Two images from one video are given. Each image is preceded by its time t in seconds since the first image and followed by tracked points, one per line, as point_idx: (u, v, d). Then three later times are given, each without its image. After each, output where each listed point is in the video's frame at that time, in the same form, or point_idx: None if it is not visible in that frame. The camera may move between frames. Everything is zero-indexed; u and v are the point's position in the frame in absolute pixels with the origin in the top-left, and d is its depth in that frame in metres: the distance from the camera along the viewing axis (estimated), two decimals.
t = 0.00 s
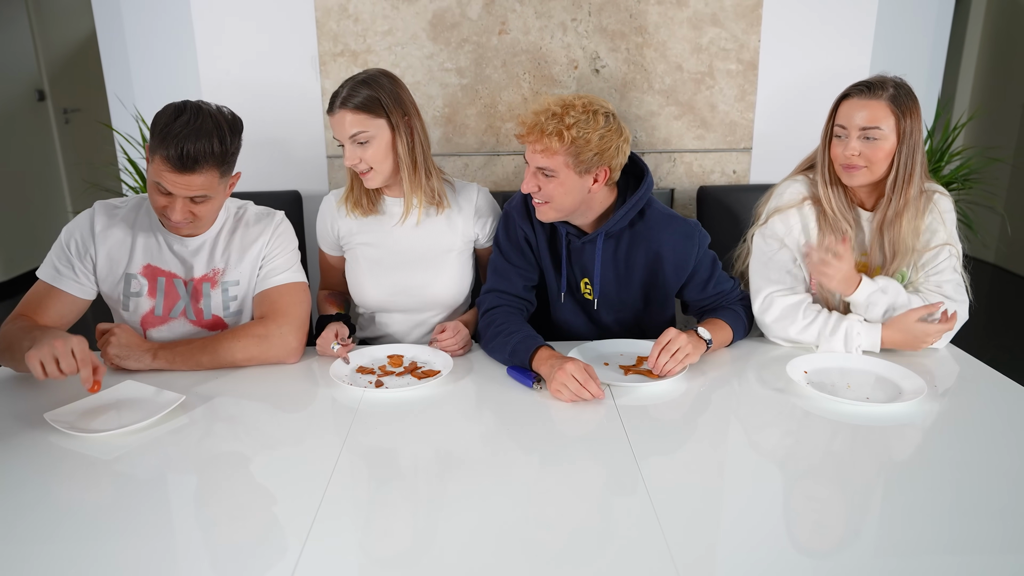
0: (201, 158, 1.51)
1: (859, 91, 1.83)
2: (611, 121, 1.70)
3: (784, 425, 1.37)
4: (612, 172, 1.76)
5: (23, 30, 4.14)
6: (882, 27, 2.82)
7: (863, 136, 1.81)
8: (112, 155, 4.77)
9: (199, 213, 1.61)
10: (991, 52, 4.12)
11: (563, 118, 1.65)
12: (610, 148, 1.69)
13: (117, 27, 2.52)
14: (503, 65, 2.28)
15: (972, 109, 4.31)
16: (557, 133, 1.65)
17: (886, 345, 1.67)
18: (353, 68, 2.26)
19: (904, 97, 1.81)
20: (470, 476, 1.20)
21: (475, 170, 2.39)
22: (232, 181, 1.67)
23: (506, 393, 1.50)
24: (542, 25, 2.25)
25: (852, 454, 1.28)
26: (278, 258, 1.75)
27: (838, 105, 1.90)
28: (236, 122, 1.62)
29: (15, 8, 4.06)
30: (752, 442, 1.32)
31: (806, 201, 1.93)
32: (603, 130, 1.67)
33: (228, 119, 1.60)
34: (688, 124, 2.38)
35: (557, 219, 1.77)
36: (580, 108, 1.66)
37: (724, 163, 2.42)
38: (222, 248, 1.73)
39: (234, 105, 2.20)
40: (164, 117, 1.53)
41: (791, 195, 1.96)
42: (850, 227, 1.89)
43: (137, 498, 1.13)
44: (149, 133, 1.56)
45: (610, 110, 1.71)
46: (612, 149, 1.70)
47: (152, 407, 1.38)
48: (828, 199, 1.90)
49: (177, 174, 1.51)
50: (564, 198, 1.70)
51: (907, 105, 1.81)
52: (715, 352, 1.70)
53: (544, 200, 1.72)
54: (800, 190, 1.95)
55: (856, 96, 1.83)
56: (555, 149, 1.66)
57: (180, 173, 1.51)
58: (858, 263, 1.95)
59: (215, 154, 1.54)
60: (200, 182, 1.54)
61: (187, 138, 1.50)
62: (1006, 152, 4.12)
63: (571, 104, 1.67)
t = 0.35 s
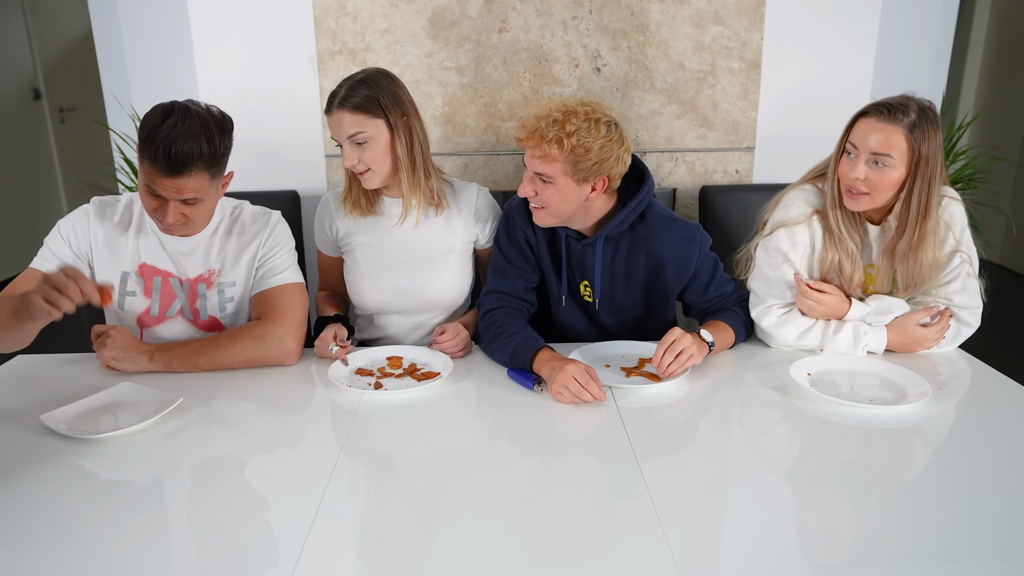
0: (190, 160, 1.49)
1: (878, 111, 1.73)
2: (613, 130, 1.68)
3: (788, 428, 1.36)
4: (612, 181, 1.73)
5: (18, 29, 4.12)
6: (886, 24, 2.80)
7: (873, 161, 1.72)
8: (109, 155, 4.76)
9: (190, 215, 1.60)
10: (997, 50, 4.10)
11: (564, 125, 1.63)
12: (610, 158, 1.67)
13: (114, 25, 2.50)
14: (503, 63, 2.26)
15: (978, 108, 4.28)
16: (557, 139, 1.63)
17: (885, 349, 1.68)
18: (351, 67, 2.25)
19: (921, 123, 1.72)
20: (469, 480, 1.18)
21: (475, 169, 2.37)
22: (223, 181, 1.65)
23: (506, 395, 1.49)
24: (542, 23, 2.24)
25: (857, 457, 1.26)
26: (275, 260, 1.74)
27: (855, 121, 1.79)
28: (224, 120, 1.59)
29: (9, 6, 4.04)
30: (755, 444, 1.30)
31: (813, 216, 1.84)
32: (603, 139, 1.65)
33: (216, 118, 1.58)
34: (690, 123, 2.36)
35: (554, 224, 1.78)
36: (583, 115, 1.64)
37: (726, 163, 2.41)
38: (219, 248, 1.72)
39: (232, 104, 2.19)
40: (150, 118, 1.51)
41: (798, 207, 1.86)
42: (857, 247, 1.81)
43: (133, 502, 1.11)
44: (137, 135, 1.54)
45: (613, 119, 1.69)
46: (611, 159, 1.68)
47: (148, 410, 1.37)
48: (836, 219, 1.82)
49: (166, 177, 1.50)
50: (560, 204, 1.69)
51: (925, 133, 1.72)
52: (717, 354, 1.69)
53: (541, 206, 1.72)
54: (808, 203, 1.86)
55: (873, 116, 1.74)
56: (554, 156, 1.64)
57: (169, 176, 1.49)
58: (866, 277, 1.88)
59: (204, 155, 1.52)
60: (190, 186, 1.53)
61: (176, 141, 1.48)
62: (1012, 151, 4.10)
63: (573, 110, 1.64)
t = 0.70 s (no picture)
0: (197, 163, 1.48)
1: (882, 138, 1.60)
2: (612, 133, 1.66)
3: (791, 431, 1.34)
4: (612, 184, 1.72)
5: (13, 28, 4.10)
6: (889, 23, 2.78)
7: (871, 192, 1.60)
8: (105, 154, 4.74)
9: (193, 218, 1.58)
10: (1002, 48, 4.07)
11: (562, 130, 1.61)
12: (608, 161, 1.65)
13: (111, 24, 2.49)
14: (503, 62, 2.25)
15: (982, 107, 4.25)
16: (555, 144, 1.61)
17: (892, 358, 1.63)
18: (350, 65, 2.23)
19: (927, 153, 1.59)
20: (470, 483, 1.17)
21: (475, 169, 2.36)
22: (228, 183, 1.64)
23: (507, 397, 1.47)
24: (543, 21, 2.22)
25: (862, 460, 1.25)
26: (274, 262, 1.73)
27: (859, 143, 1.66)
28: (233, 124, 1.59)
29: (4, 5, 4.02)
30: (758, 447, 1.29)
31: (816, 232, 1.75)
32: (603, 142, 1.63)
33: (225, 121, 1.57)
34: (692, 122, 2.35)
35: (557, 228, 1.77)
36: (582, 119, 1.62)
37: (729, 162, 2.39)
38: (217, 249, 1.70)
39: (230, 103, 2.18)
40: (159, 118, 1.50)
41: (800, 223, 1.77)
42: (859, 270, 1.71)
43: (129, 506, 1.10)
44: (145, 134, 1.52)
45: (612, 121, 1.66)
46: (610, 162, 1.66)
47: (144, 413, 1.35)
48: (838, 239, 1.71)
49: (170, 179, 1.48)
50: (559, 208, 1.69)
51: (931, 164, 1.59)
52: (719, 356, 1.67)
53: (542, 209, 1.71)
54: (809, 220, 1.77)
55: (876, 143, 1.60)
56: (554, 161, 1.62)
57: (174, 178, 1.48)
58: (871, 292, 1.77)
59: (212, 159, 1.50)
60: (195, 188, 1.51)
61: (183, 143, 1.46)
62: (1017, 151, 4.07)
63: (572, 114, 1.62)
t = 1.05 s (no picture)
0: (187, 153, 1.47)
1: (883, 150, 1.54)
2: (613, 129, 1.64)
3: (794, 434, 1.33)
4: (613, 183, 1.70)
5: (9, 27, 4.07)
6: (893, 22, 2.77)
7: (871, 205, 1.54)
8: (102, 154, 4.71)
9: (188, 212, 1.56)
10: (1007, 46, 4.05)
11: (563, 128, 1.60)
12: (610, 158, 1.64)
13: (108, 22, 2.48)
14: (503, 61, 2.24)
15: (987, 106, 4.22)
16: (557, 142, 1.60)
17: (896, 362, 1.62)
18: (348, 64, 2.22)
19: (929, 165, 1.52)
20: (469, 486, 1.15)
21: (475, 168, 2.35)
22: (223, 177, 1.63)
23: (508, 399, 1.46)
24: (543, 19, 2.21)
25: (867, 463, 1.24)
26: (272, 262, 1.72)
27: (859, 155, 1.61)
28: (222, 115, 1.59)
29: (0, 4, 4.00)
30: (760, 450, 1.27)
31: (823, 240, 1.69)
32: (604, 140, 1.61)
33: (214, 112, 1.57)
34: (694, 121, 2.34)
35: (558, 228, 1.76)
36: (582, 117, 1.61)
37: (731, 162, 2.38)
38: (214, 248, 1.69)
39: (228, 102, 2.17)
40: (147, 112, 1.50)
41: (805, 230, 1.71)
42: (865, 280, 1.66)
43: (125, 509, 1.08)
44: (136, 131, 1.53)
45: (614, 118, 1.65)
46: (612, 160, 1.64)
47: (142, 416, 1.34)
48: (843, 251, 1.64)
49: (162, 171, 1.47)
50: (561, 208, 1.67)
51: (933, 177, 1.53)
52: (722, 357, 1.66)
53: (543, 210, 1.70)
54: (815, 226, 1.71)
55: (876, 155, 1.55)
56: (555, 160, 1.61)
57: (164, 169, 1.47)
58: (879, 299, 1.72)
59: (201, 149, 1.50)
60: (188, 178, 1.50)
61: (171, 132, 1.46)
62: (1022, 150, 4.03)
63: (572, 112, 1.61)
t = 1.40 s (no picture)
0: (188, 146, 1.47)
1: (881, 151, 1.53)
2: (631, 90, 1.69)
3: (799, 436, 1.31)
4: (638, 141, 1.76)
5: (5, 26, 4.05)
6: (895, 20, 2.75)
7: (871, 206, 1.53)
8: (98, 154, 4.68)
9: (189, 209, 1.55)
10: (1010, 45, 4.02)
11: (587, 96, 1.63)
12: (635, 117, 1.69)
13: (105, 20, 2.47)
14: (503, 59, 2.23)
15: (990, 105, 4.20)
16: (585, 112, 1.63)
17: (900, 364, 1.61)
18: (347, 62, 2.21)
19: (929, 165, 1.51)
20: (471, 489, 1.14)
21: (475, 168, 2.34)
22: (223, 173, 1.62)
23: (508, 401, 1.44)
24: (544, 17, 2.20)
25: (872, 465, 1.22)
26: (272, 261, 1.70)
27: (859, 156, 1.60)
28: (223, 110, 1.58)
29: None
30: (764, 453, 1.26)
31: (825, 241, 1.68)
32: (626, 100, 1.66)
33: (214, 107, 1.56)
34: (696, 121, 2.32)
35: (585, 205, 1.74)
36: (601, 82, 1.65)
37: (733, 161, 2.37)
38: (212, 247, 1.68)
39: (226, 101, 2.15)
40: (146, 107, 1.49)
41: (807, 231, 1.70)
42: (868, 281, 1.64)
43: (123, 513, 1.07)
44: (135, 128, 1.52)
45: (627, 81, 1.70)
46: (637, 118, 1.70)
47: (139, 417, 1.33)
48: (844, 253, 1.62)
49: (162, 165, 1.46)
50: (596, 180, 1.69)
51: (933, 177, 1.51)
52: (725, 358, 1.65)
53: (576, 184, 1.69)
54: (817, 227, 1.69)
55: (875, 156, 1.54)
56: (586, 128, 1.64)
57: (165, 164, 1.46)
58: (881, 300, 1.70)
59: (202, 143, 1.49)
60: (188, 173, 1.49)
61: (172, 126, 1.45)
62: None
63: (590, 80, 1.65)
